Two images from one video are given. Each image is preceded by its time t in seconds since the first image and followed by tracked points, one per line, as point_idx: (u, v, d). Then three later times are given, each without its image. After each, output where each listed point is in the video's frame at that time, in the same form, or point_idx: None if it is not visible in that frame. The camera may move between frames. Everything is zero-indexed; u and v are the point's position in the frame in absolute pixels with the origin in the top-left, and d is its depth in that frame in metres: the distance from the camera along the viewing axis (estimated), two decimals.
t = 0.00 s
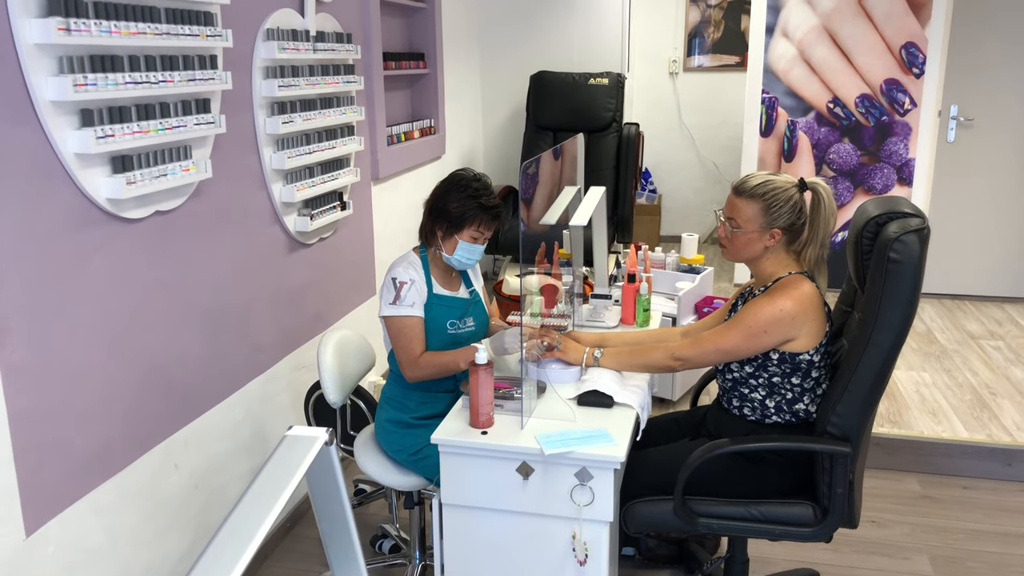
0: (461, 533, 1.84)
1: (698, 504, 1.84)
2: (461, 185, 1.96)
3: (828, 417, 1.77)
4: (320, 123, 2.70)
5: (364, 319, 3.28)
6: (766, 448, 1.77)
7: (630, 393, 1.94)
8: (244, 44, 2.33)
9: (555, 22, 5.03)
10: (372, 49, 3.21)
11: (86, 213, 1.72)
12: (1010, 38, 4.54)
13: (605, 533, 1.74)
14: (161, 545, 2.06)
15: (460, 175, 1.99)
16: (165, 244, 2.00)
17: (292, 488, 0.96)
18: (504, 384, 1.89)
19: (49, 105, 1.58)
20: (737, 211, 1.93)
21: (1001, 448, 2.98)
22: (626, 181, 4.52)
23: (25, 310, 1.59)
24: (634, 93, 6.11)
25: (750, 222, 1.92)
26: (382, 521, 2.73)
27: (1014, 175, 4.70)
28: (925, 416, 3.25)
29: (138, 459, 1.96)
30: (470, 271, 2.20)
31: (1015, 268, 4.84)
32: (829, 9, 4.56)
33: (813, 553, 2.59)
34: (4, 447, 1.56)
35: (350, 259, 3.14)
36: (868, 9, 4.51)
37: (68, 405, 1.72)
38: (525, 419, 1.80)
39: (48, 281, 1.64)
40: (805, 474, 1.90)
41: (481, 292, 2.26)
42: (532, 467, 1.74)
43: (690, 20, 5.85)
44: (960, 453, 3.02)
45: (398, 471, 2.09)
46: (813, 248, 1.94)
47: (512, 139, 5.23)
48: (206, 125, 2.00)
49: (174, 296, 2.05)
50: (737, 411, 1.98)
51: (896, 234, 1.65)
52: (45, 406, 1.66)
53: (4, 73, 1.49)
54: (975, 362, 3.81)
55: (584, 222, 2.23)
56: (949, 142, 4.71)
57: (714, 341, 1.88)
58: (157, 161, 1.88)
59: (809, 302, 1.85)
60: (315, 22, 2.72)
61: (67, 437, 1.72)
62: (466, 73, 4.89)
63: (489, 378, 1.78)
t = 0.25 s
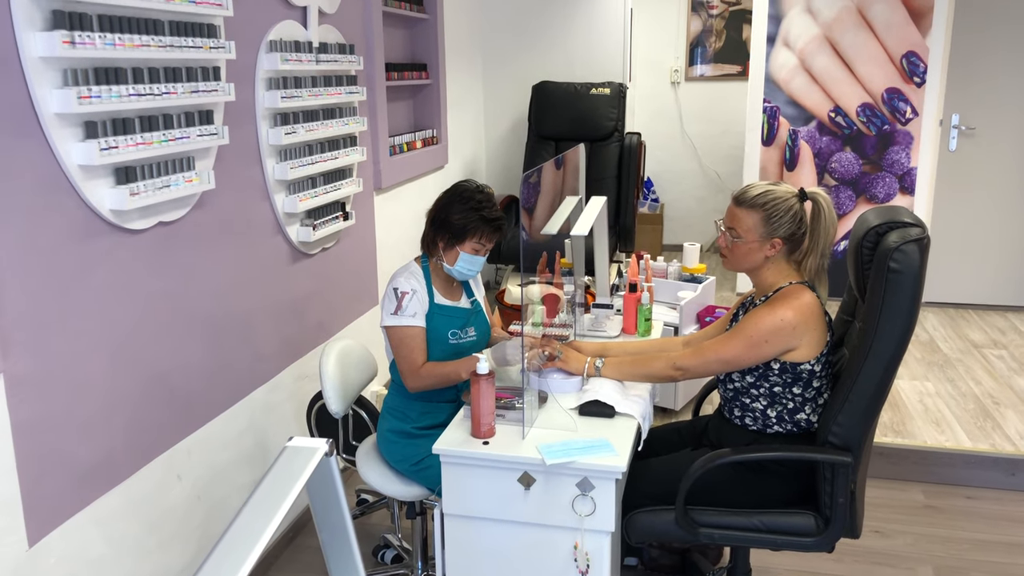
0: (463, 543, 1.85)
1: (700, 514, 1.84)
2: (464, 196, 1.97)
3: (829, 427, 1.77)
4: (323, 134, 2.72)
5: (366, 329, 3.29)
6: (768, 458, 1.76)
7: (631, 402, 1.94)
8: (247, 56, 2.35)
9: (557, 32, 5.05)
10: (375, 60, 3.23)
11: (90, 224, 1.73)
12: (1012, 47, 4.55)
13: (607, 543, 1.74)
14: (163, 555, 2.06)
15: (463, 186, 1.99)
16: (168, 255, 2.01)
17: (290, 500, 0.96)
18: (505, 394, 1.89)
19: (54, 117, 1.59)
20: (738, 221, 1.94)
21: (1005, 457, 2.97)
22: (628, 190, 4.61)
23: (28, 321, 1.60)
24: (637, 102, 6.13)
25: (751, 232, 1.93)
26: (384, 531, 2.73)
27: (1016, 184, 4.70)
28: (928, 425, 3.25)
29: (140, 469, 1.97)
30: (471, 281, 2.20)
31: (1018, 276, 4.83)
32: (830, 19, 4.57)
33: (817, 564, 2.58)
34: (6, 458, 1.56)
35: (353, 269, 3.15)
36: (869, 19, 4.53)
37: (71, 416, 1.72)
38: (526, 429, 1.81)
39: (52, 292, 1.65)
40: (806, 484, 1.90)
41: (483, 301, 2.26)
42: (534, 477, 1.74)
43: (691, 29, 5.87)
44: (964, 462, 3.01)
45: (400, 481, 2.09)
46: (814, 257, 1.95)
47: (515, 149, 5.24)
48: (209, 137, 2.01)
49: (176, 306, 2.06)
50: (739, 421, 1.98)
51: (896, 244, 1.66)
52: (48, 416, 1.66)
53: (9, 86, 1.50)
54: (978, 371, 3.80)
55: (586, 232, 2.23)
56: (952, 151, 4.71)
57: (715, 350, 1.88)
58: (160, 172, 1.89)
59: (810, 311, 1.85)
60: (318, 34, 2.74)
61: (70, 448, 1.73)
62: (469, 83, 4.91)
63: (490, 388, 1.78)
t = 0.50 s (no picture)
0: (465, 554, 1.85)
1: (702, 524, 1.84)
2: (466, 209, 1.98)
3: (831, 437, 1.77)
4: (326, 146, 2.73)
5: (369, 340, 3.29)
6: (770, 469, 1.77)
7: (633, 413, 1.94)
8: (251, 69, 2.37)
9: (559, 44, 5.07)
10: (378, 73, 3.25)
11: (95, 236, 1.75)
12: (1013, 58, 4.56)
13: (609, 555, 1.74)
14: (166, 567, 2.06)
15: (464, 199, 2.00)
16: (173, 266, 2.02)
17: (294, 508, 0.97)
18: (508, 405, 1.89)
19: (60, 131, 1.61)
20: (738, 232, 1.95)
21: (1008, 468, 2.97)
22: (631, 203, 4.62)
23: (34, 332, 1.61)
24: (639, 113, 6.15)
25: (751, 244, 1.94)
26: (387, 542, 2.73)
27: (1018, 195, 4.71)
28: (931, 436, 3.24)
29: (144, 481, 1.97)
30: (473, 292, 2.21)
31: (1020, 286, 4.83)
32: (831, 30, 4.59)
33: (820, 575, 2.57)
34: (11, 469, 1.57)
35: (356, 280, 3.16)
36: (870, 31, 4.55)
37: (75, 427, 1.73)
38: (529, 440, 1.81)
39: (57, 304, 1.66)
40: (809, 494, 1.90)
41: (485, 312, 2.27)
42: (536, 488, 1.74)
43: (693, 41, 5.90)
44: (967, 473, 3.00)
45: (403, 492, 2.09)
46: (814, 268, 1.95)
47: (517, 160, 5.26)
48: (214, 149, 2.03)
49: (180, 317, 2.07)
50: (741, 432, 1.98)
51: (896, 255, 1.66)
52: (52, 427, 1.67)
53: (16, 100, 1.52)
54: (981, 382, 3.79)
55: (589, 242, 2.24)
56: (953, 161, 4.72)
57: (717, 361, 1.88)
58: (165, 184, 1.90)
59: (811, 323, 1.85)
60: (321, 47, 2.76)
61: (74, 458, 1.74)
62: (472, 94, 4.93)
63: (493, 399, 1.78)
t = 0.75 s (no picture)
0: (467, 563, 1.85)
1: (704, 534, 1.84)
2: (465, 219, 1.99)
3: (833, 447, 1.77)
4: (329, 157, 2.75)
5: (372, 349, 3.30)
6: (772, 478, 1.77)
7: (635, 423, 1.94)
8: (255, 80, 2.39)
9: (561, 55, 5.10)
10: (381, 84, 3.27)
11: (100, 246, 1.76)
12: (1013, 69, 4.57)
13: (611, 564, 1.74)
14: None
15: (463, 209, 2.01)
16: (177, 276, 2.03)
17: (294, 518, 0.98)
18: (509, 414, 1.90)
19: (65, 142, 1.62)
20: (739, 242, 1.95)
21: (1012, 478, 2.96)
22: (633, 212, 4.60)
23: (39, 342, 1.62)
24: (641, 124, 6.17)
25: (752, 253, 1.94)
26: (389, 552, 2.73)
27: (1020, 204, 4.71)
28: (935, 446, 3.23)
29: (147, 490, 1.97)
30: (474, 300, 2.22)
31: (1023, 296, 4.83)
32: (832, 41, 4.61)
33: None
34: (15, 478, 1.58)
35: (359, 290, 3.17)
36: (871, 41, 4.57)
37: (79, 436, 1.74)
38: (531, 450, 1.81)
39: (61, 313, 1.67)
40: (811, 504, 1.90)
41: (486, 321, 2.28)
42: (538, 497, 1.74)
43: (695, 51, 5.92)
44: (971, 483, 2.99)
45: (405, 501, 2.10)
46: (816, 277, 1.96)
47: (520, 170, 5.28)
48: (218, 160, 2.05)
49: (184, 327, 2.08)
50: (743, 441, 1.98)
51: (897, 265, 1.67)
52: (57, 437, 1.68)
53: (22, 112, 1.53)
54: (984, 391, 3.79)
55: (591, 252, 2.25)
56: (955, 172, 4.71)
57: (719, 371, 1.88)
58: (169, 195, 1.92)
59: (812, 332, 1.86)
60: (325, 58, 2.78)
61: (78, 468, 1.74)
62: (474, 106, 4.96)
63: (495, 408, 1.79)
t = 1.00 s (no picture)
0: (470, 569, 1.85)
1: (707, 539, 1.84)
2: (464, 225, 2.00)
3: (835, 452, 1.77)
4: (334, 163, 2.76)
5: (376, 355, 3.31)
6: (775, 484, 1.77)
7: (638, 428, 1.95)
8: (260, 88, 2.40)
9: (566, 62, 5.12)
10: (386, 91, 3.29)
11: (106, 253, 1.77)
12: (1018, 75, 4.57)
13: (614, 569, 1.74)
14: None
15: (462, 215, 2.03)
16: (182, 282, 2.04)
17: (298, 520, 0.98)
18: (512, 419, 1.90)
19: (72, 149, 1.64)
20: (742, 248, 1.96)
21: (1018, 484, 2.95)
22: (636, 218, 4.60)
23: (45, 347, 1.63)
24: (645, 130, 6.18)
25: (755, 259, 1.94)
26: (393, 558, 2.74)
27: None
28: (940, 452, 3.23)
29: (152, 495, 1.98)
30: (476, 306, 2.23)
31: None
32: (837, 47, 4.61)
33: None
34: (21, 483, 1.59)
35: (364, 296, 3.18)
36: (876, 47, 4.57)
37: (85, 441, 1.75)
38: (534, 455, 1.82)
39: (68, 319, 1.68)
40: (814, 510, 1.90)
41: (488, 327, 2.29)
42: (540, 502, 1.75)
43: (699, 58, 5.93)
44: (976, 489, 2.99)
45: (409, 506, 2.10)
46: (818, 283, 1.96)
47: (524, 176, 5.29)
48: (223, 167, 2.06)
49: (189, 333, 2.09)
50: (746, 446, 1.98)
51: (899, 270, 1.67)
52: (63, 442, 1.69)
53: (30, 120, 1.55)
54: (990, 398, 3.78)
55: (593, 258, 2.26)
56: (960, 177, 4.71)
57: (722, 376, 1.89)
58: (175, 202, 1.93)
59: (815, 338, 1.86)
60: (329, 66, 2.80)
61: (83, 473, 1.75)
62: (479, 112, 4.97)
63: (498, 414, 1.79)
